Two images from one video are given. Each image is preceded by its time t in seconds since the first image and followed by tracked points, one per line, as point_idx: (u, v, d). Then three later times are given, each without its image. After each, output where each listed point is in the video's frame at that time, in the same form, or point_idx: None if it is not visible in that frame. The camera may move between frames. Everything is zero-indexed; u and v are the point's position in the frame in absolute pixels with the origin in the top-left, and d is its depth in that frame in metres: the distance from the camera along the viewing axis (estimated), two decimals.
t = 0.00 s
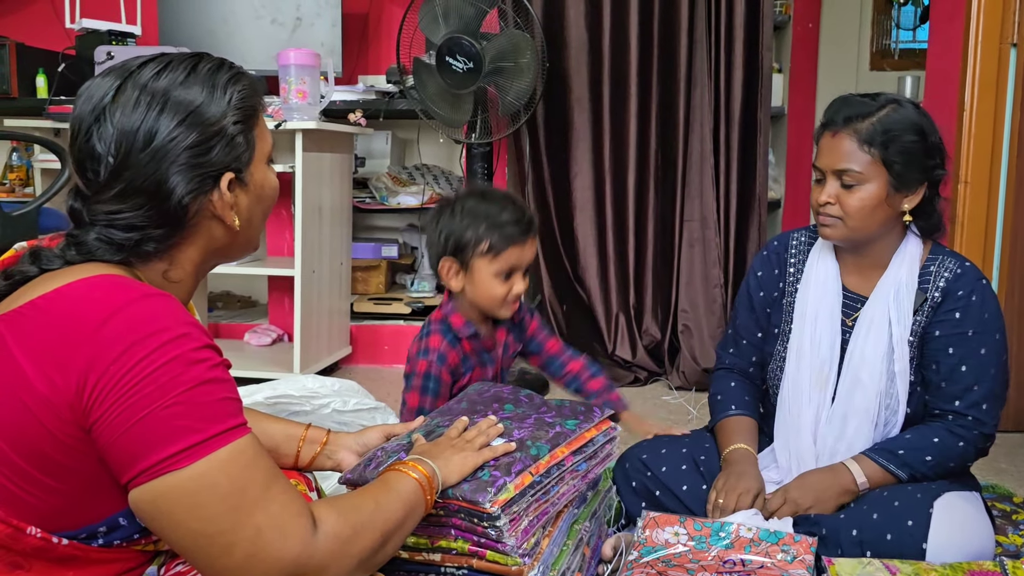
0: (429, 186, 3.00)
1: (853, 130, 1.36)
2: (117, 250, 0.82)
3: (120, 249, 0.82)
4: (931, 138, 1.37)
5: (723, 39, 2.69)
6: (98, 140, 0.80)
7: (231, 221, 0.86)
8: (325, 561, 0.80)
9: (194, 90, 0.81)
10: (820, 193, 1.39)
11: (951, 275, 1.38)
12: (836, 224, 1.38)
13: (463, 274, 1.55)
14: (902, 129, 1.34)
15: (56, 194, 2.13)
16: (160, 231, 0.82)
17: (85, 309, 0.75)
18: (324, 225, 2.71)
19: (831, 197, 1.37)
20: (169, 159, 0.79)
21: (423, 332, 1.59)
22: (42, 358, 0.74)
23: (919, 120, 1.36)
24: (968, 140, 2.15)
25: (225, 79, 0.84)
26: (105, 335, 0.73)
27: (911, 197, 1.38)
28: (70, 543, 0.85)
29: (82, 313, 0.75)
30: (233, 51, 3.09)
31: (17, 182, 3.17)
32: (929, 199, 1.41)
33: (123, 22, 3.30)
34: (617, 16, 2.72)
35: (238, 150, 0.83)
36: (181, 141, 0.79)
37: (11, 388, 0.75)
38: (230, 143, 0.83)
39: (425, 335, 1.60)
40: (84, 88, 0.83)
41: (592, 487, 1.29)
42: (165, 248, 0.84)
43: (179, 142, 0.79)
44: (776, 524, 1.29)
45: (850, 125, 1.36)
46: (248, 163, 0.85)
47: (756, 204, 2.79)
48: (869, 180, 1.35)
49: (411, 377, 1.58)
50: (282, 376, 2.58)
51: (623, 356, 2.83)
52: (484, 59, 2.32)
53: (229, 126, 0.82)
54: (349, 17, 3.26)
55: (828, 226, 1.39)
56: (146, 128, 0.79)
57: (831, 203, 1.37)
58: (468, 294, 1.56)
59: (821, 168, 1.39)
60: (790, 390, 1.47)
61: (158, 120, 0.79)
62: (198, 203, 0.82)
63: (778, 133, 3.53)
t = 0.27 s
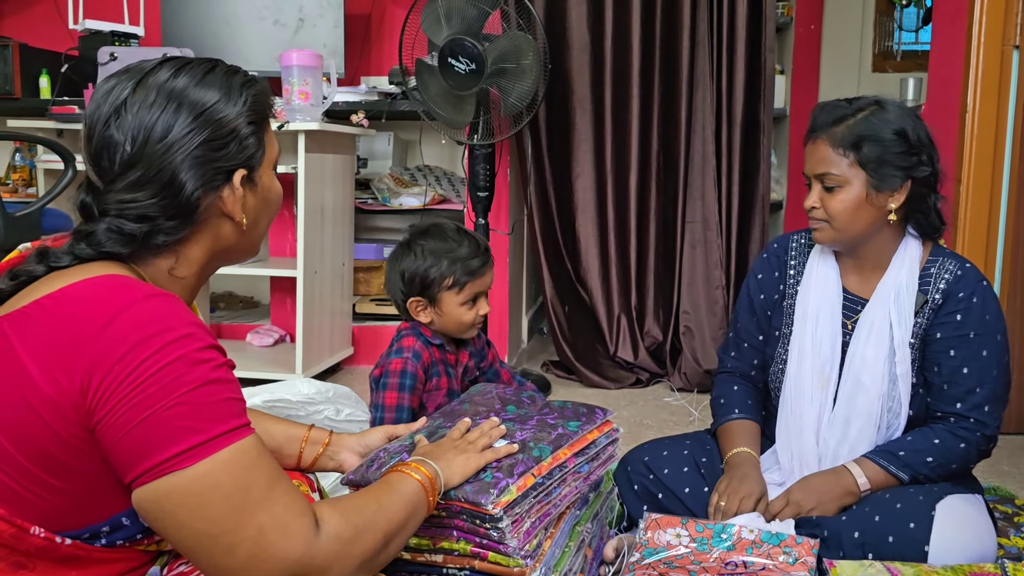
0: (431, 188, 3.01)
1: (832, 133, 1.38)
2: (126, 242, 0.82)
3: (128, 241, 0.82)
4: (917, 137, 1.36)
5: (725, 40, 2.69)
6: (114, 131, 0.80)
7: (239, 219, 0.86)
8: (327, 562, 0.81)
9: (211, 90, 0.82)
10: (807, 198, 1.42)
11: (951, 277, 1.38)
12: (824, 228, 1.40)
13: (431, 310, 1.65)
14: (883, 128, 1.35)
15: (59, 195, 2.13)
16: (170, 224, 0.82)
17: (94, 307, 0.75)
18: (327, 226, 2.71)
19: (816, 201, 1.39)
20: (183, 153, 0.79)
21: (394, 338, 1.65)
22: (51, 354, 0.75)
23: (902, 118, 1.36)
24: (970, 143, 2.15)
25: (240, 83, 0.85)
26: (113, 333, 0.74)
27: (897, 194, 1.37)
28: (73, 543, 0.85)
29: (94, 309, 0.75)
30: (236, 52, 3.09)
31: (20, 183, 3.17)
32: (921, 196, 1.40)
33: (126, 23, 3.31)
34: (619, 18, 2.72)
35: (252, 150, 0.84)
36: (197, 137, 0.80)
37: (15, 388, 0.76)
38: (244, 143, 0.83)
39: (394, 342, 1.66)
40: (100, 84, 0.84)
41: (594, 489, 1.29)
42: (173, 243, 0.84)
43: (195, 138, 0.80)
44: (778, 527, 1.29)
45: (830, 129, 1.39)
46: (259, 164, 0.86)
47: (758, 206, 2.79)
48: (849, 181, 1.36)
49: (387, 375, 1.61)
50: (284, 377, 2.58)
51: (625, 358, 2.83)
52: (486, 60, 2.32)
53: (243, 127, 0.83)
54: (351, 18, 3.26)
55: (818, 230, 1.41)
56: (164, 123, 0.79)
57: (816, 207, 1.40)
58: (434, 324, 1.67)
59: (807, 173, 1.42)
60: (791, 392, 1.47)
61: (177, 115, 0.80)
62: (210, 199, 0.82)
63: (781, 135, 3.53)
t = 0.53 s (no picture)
0: (433, 188, 3.01)
1: (826, 137, 1.39)
2: (131, 241, 0.82)
3: (134, 239, 0.82)
4: (911, 139, 1.36)
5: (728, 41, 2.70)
6: (121, 130, 0.80)
7: (244, 220, 0.86)
8: (328, 563, 0.80)
9: (218, 91, 0.82)
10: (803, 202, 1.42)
11: (951, 277, 1.37)
12: (820, 231, 1.41)
13: (433, 299, 1.71)
14: (878, 131, 1.35)
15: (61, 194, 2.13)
16: (177, 223, 0.81)
17: (98, 306, 0.75)
18: (328, 226, 2.71)
19: (811, 204, 1.40)
20: (191, 153, 0.79)
21: (404, 330, 1.65)
22: (57, 352, 0.75)
23: (896, 120, 1.36)
24: (973, 144, 2.15)
25: (247, 85, 0.85)
26: (117, 331, 0.74)
27: (893, 197, 1.37)
28: (75, 541, 0.85)
29: (99, 307, 0.75)
30: (238, 52, 3.09)
31: (22, 183, 3.17)
32: (917, 197, 1.39)
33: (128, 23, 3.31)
34: (621, 19, 2.72)
35: (257, 151, 0.84)
36: (204, 138, 0.80)
37: (18, 385, 0.76)
38: (250, 144, 0.84)
39: (405, 335, 1.65)
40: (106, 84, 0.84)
41: (595, 490, 1.29)
42: (178, 242, 0.84)
43: (203, 138, 0.80)
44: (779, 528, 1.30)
45: (825, 132, 1.39)
46: (264, 165, 0.86)
47: (760, 207, 2.79)
48: (844, 184, 1.36)
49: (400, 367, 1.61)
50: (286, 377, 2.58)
51: (626, 359, 2.83)
52: (488, 61, 2.32)
53: (249, 129, 0.83)
54: (353, 18, 3.26)
55: (814, 233, 1.42)
56: (172, 123, 0.79)
57: (812, 210, 1.40)
58: (438, 313, 1.72)
59: (803, 177, 1.42)
60: (791, 393, 1.47)
61: (184, 115, 0.80)
62: (216, 199, 0.82)
63: (783, 136, 3.53)
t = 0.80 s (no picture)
0: (435, 189, 3.01)
1: (825, 136, 1.39)
2: (134, 241, 0.82)
3: (137, 239, 0.82)
4: (911, 139, 1.36)
5: (730, 42, 2.69)
6: (125, 131, 0.80)
7: (246, 220, 0.86)
8: (329, 563, 0.80)
9: (221, 91, 0.82)
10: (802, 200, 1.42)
11: (954, 279, 1.37)
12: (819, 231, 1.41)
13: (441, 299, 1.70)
14: (878, 132, 1.35)
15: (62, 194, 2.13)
16: (179, 224, 0.82)
17: (100, 306, 0.75)
18: (330, 227, 2.71)
19: (811, 203, 1.40)
20: (194, 153, 0.79)
21: (412, 330, 1.65)
22: (58, 353, 0.75)
23: (896, 122, 1.36)
24: (974, 145, 2.15)
25: (250, 85, 0.85)
26: (118, 332, 0.74)
27: (891, 197, 1.37)
28: (76, 541, 0.85)
29: (99, 308, 0.75)
30: (240, 52, 3.10)
31: (24, 183, 3.17)
32: (917, 198, 1.39)
33: (130, 24, 3.31)
34: (623, 19, 2.72)
35: (259, 152, 0.84)
36: (207, 139, 0.80)
37: (19, 385, 0.76)
38: (253, 145, 0.84)
39: (413, 334, 1.65)
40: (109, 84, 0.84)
41: (596, 490, 1.29)
42: (180, 242, 0.84)
43: (205, 139, 0.80)
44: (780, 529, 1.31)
45: (824, 132, 1.39)
46: (266, 165, 0.86)
47: (762, 207, 2.79)
48: (843, 182, 1.37)
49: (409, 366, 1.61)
50: (287, 377, 2.58)
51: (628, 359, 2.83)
52: (490, 62, 2.32)
53: (252, 130, 0.83)
54: (355, 19, 3.26)
55: (813, 233, 1.42)
56: (174, 124, 0.79)
57: (811, 209, 1.40)
58: (445, 312, 1.72)
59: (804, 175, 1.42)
60: (792, 396, 1.47)
61: (187, 116, 0.80)
62: (218, 200, 0.82)
63: (784, 137, 3.52)
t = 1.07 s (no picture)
0: (437, 189, 3.01)
1: (809, 159, 1.37)
2: (136, 242, 0.82)
3: (138, 241, 0.82)
4: (892, 134, 1.36)
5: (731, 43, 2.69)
6: (127, 132, 0.80)
7: (248, 221, 0.86)
8: (331, 563, 0.80)
9: (223, 92, 0.82)
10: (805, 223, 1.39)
11: (954, 276, 1.38)
12: (834, 248, 1.39)
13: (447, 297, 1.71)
14: (859, 136, 1.34)
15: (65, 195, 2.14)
16: (181, 225, 0.82)
17: (101, 307, 0.75)
18: (332, 227, 2.72)
19: (817, 224, 1.37)
20: (196, 154, 0.80)
21: (416, 332, 1.65)
22: (58, 354, 0.75)
23: (873, 123, 1.36)
24: (977, 145, 2.14)
25: (251, 86, 0.85)
26: (119, 333, 0.74)
27: (893, 196, 1.37)
28: (77, 540, 0.85)
29: (101, 309, 0.75)
30: (242, 53, 3.10)
31: (26, 183, 3.18)
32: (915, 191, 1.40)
33: (132, 24, 3.32)
34: (625, 20, 2.72)
35: (261, 153, 0.85)
36: (209, 139, 0.80)
37: (21, 386, 0.76)
38: (255, 146, 0.84)
39: (417, 335, 1.65)
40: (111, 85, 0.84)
41: (598, 490, 1.29)
42: (182, 243, 0.84)
43: (207, 140, 0.80)
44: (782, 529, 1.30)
45: (806, 155, 1.37)
46: (267, 166, 0.86)
47: (764, 208, 2.79)
48: (845, 196, 1.35)
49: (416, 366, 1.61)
50: (289, 378, 2.58)
51: (630, 360, 2.83)
52: (493, 62, 2.32)
53: (254, 130, 0.84)
54: (357, 19, 3.27)
55: (829, 252, 1.40)
56: (176, 125, 0.80)
57: (819, 229, 1.37)
58: (452, 312, 1.73)
59: (800, 198, 1.40)
60: (793, 393, 1.47)
61: (188, 117, 0.80)
62: (220, 201, 0.83)
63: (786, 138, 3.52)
